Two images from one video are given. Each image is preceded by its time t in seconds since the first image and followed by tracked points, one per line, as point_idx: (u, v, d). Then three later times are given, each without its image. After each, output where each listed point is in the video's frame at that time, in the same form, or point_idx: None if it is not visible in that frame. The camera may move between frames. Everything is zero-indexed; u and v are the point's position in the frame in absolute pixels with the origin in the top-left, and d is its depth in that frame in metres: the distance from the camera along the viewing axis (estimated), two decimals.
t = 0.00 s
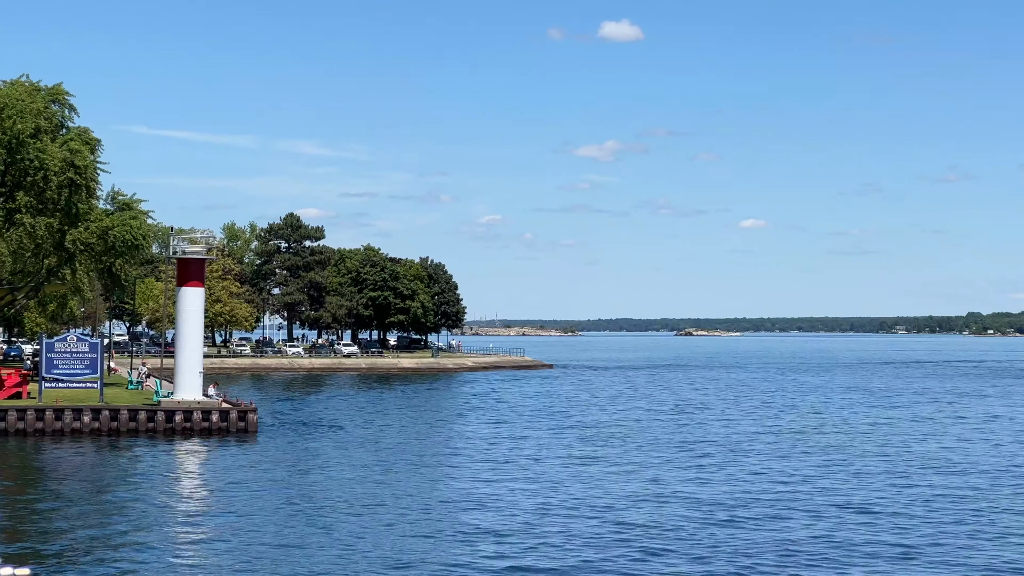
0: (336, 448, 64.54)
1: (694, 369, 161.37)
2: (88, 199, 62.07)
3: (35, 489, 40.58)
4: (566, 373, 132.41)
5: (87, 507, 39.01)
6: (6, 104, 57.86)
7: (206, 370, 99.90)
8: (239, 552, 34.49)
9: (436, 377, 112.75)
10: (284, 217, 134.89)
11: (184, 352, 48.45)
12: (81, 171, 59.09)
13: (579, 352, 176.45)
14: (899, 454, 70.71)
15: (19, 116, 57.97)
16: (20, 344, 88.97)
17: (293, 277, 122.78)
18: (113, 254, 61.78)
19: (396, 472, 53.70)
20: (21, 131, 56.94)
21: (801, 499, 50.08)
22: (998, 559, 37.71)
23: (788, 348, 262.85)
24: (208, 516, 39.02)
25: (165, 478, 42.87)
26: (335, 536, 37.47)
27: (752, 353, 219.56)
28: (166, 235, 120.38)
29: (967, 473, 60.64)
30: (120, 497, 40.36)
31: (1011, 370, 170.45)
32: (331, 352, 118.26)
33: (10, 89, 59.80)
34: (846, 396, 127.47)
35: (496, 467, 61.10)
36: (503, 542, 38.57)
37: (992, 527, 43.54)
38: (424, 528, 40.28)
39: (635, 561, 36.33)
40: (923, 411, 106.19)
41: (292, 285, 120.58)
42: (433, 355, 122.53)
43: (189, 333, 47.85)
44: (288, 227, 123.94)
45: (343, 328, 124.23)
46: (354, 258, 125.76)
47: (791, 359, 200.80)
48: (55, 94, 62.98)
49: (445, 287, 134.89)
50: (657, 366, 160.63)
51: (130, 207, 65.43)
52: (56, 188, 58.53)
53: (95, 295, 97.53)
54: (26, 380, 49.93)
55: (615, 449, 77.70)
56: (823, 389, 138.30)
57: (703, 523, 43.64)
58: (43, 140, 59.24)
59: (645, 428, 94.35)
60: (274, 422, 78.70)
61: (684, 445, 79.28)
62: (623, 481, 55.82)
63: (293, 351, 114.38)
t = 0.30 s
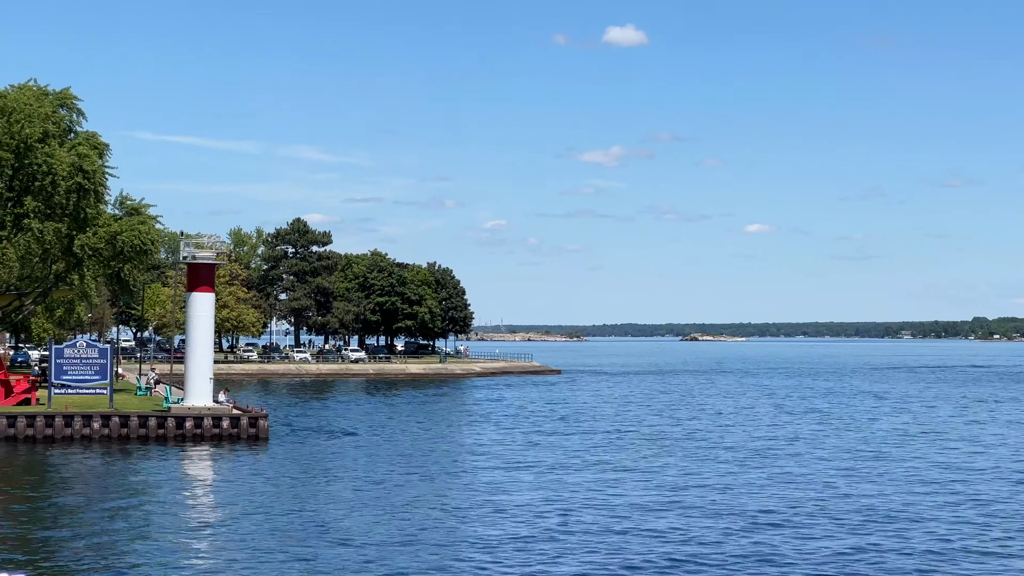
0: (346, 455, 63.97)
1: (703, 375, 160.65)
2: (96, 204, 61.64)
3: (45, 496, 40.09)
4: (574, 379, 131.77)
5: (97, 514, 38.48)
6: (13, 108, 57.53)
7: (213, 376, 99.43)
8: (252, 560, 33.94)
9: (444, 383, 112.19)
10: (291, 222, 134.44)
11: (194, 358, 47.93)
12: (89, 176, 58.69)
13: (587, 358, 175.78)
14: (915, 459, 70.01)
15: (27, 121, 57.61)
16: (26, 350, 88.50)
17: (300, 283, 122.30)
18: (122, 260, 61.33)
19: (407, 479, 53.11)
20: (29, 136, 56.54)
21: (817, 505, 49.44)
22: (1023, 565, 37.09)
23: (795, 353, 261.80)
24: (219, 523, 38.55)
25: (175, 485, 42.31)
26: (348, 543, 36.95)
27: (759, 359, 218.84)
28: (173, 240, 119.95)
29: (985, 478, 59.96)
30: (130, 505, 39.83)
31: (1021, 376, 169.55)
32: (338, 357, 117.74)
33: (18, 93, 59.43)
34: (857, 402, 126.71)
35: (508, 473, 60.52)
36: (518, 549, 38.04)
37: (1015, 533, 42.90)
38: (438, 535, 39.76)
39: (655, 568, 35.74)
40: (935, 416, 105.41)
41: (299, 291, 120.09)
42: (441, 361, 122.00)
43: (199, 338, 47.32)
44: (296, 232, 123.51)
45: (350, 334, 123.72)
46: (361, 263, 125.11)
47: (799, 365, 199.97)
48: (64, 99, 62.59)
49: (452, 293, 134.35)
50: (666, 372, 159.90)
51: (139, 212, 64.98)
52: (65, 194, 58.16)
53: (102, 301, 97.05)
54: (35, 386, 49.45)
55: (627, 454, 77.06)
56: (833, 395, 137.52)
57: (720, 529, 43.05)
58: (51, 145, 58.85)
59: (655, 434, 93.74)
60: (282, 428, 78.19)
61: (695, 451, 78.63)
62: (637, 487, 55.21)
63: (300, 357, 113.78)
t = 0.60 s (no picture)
0: (360, 460, 63.60)
1: (716, 379, 159.91)
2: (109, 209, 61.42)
3: (60, 503, 39.76)
4: (586, 384, 131.23)
5: (112, 520, 38.16)
6: (26, 113, 57.44)
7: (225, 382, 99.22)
8: (269, 566, 33.59)
9: (456, 388, 111.79)
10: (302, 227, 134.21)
11: (209, 364, 47.56)
12: (102, 181, 58.51)
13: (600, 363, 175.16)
14: (934, 464, 69.32)
15: (40, 126, 57.44)
16: (39, 356, 88.38)
17: (312, 288, 122.04)
18: (135, 265, 61.13)
19: (423, 485, 52.74)
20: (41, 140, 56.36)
21: (836, 510, 48.98)
22: None
23: (807, 358, 260.66)
24: (235, 530, 38.19)
25: (190, 493, 41.87)
26: (365, 549, 36.58)
27: (770, 363, 217.99)
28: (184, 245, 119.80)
29: (1006, 483, 59.31)
30: (146, 512, 39.47)
31: None
32: (350, 362, 117.48)
33: (30, 98, 59.28)
34: (872, 407, 125.89)
35: (525, 479, 60.07)
36: (536, 555, 37.63)
37: None
38: (456, 541, 39.36)
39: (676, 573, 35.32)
40: (951, 421, 104.62)
41: (311, 296, 119.86)
42: (452, 366, 121.62)
43: (214, 344, 46.89)
44: (307, 237, 123.33)
45: (362, 339, 123.44)
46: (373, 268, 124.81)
47: (813, 370, 199.01)
48: (76, 103, 62.43)
49: (465, 297, 133.97)
50: (678, 377, 159.28)
51: (152, 216, 64.74)
52: (77, 198, 57.96)
53: (114, 306, 96.91)
54: (49, 392, 49.19)
55: (642, 459, 76.58)
56: (847, 399, 136.64)
57: (739, 535, 42.61)
58: (64, 150, 58.66)
59: (669, 438, 93.24)
60: (295, 434, 77.86)
61: (710, 455, 78.17)
62: (654, 492, 54.74)
63: (312, 362, 113.45)
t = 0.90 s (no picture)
0: (378, 466, 63.10)
1: (733, 384, 159.00)
2: (125, 214, 61.06)
3: (78, 509, 39.30)
4: (602, 389, 130.65)
5: (131, 527, 37.71)
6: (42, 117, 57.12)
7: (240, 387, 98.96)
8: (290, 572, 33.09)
9: (472, 393, 111.32)
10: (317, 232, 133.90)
11: (227, 370, 47.04)
12: (119, 185, 58.15)
13: (615, 368, 174.38)
14: (959, 469, 68.46)
15: (56, 130, 57.16)
16: (54, 361, 88.16)
17: (327, 292, 121.62)
18: (151, 270, 60.80)
19: (443, 491, 52.15)
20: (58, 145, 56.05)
21: (863, 515, 48.20)
22: None
23: (822, 363, 259.32)
24: (255, 535, 37.69)
25: (210, 500, 41.33)
26: (387, 556, 36.02)
27: (786, 368, 216.96)
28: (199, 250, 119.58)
29: None
30: (164, 518, 38.99)
31: None
32: (366, 368, 117.02)
33: (47, 103, 58.96)
34: (892, 411, 124.81)
35: (545, 484, 59.49)
36: (561, 561, 36.95)
37: None
38: (479, 547, 38.76)
39: None
40: (972, 425, 103.58)
41: (325, 301, 119.36)
42: (468, 371, 121.21)
43: (233, 349, 46.38)
44: (322, 242, 123.05)
45: (377, 344, 123.08)
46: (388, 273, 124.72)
47: (829, 374, 197.77)
48: (93, 107, 62.12)
49: (480, 302, 133.53)
50: (693, 382, 158.44)
51: (168, 222, 64.37)
52: (94, 203, 57.64)
53: (129, 311, 96.74)
54: (67, 398, 48.75)
55: (662, 464, 75.94)
56: (866, 404, 135.55)
57: (766, 540, 41.88)
58: (80, 154, 58.27)
59: (688, 443, 92.43)
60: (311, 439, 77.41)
61: (731, 460, 77.40)
62: (676, 497, 54.01)
63: (328, 368, 112.96)
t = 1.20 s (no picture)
0: (399, 471, 62.52)
1: (753, 388, 157.90)
2: (145, 218, 60.77)
3: (100, 517, 38.75)
4: (622, 393, 129.85)
5: (152, 534, 37.14)
6: (62, 121, 56.90)
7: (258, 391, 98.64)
8: None
9: (490, 397, 110.69)
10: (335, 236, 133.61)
11: (249, 374, 46.50)
12: (139, 189, 57.86)
13: (634, 372, 173.52)
14: (987, 473, 67.41)
15: (76, 134, 56.88)
16: (73, 366, 87.87)
17: (346, 296, 121.11)
18: (171, 274, 60.53)
19: (467, 496, 51.53)
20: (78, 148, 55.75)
21: (895, 520, 47.34)
22: None
23: (842, 367, 257.74)
24: (277, 543, 37.16)
25: (232, 507, 40.72)
26: (411, 563, 35.37)
27: (805, 372, 215.59)
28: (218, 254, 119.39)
29: None
30: (186, 526, 38.40)
31: None
32: (384, 372, 116.54)
33: (66, 106, 58.71)
34: (915, 415, 123.54)
35: (568, 489, 58.79)
36: (589, 567, 36.18)
37: None
38: (504, 554, 38.01)
39: None
40: (998, 429, 102.31)
41: (344, 305, 118.75)
42: (487, 376, 120.62)
43: (254, 353, 45.82)
44: (341, 245, 122.78)
45: (395, 349, 122.63)
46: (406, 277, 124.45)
47: (849, 378, 196.32)
48: (112, 111, 61.86)
49: (499, 306, 132.98)
50: (712, 386, 157.57)
51: (187, 225, 64.03)
52: (114, 207, 57.35)
53: (147, 316, 96.48)
54: (87, 403, 48.38)
55: (685, 468, 75.14)
56: (888, 408, 134.24)
57: (797, 546, 41.07)
58: (100, 158, 57.96)
59: (710, 448, 91.60)
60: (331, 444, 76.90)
61: (754, 464, 76.53)
62: (702, 502, 53.20)
63: (346, 372, 112.45)
